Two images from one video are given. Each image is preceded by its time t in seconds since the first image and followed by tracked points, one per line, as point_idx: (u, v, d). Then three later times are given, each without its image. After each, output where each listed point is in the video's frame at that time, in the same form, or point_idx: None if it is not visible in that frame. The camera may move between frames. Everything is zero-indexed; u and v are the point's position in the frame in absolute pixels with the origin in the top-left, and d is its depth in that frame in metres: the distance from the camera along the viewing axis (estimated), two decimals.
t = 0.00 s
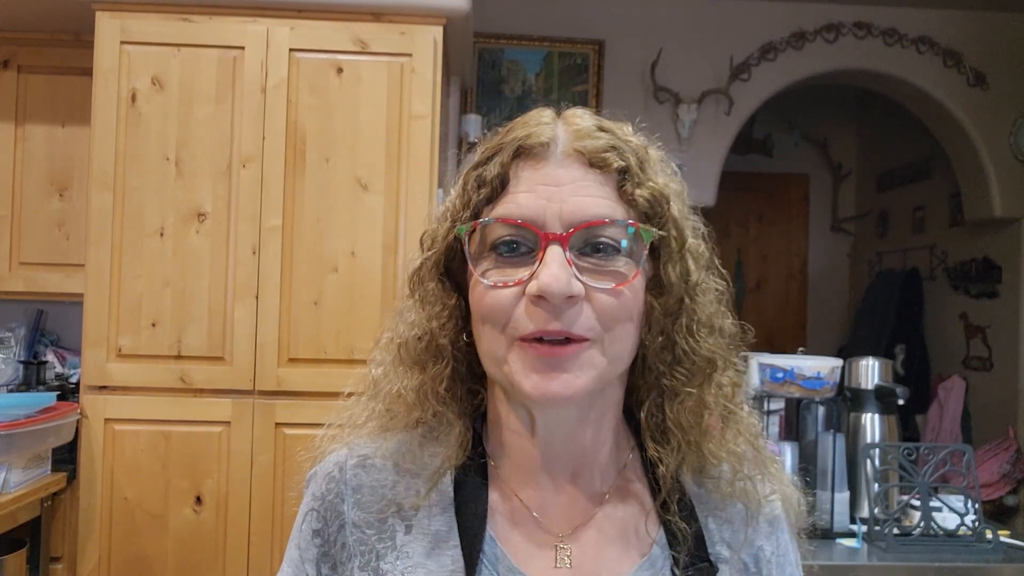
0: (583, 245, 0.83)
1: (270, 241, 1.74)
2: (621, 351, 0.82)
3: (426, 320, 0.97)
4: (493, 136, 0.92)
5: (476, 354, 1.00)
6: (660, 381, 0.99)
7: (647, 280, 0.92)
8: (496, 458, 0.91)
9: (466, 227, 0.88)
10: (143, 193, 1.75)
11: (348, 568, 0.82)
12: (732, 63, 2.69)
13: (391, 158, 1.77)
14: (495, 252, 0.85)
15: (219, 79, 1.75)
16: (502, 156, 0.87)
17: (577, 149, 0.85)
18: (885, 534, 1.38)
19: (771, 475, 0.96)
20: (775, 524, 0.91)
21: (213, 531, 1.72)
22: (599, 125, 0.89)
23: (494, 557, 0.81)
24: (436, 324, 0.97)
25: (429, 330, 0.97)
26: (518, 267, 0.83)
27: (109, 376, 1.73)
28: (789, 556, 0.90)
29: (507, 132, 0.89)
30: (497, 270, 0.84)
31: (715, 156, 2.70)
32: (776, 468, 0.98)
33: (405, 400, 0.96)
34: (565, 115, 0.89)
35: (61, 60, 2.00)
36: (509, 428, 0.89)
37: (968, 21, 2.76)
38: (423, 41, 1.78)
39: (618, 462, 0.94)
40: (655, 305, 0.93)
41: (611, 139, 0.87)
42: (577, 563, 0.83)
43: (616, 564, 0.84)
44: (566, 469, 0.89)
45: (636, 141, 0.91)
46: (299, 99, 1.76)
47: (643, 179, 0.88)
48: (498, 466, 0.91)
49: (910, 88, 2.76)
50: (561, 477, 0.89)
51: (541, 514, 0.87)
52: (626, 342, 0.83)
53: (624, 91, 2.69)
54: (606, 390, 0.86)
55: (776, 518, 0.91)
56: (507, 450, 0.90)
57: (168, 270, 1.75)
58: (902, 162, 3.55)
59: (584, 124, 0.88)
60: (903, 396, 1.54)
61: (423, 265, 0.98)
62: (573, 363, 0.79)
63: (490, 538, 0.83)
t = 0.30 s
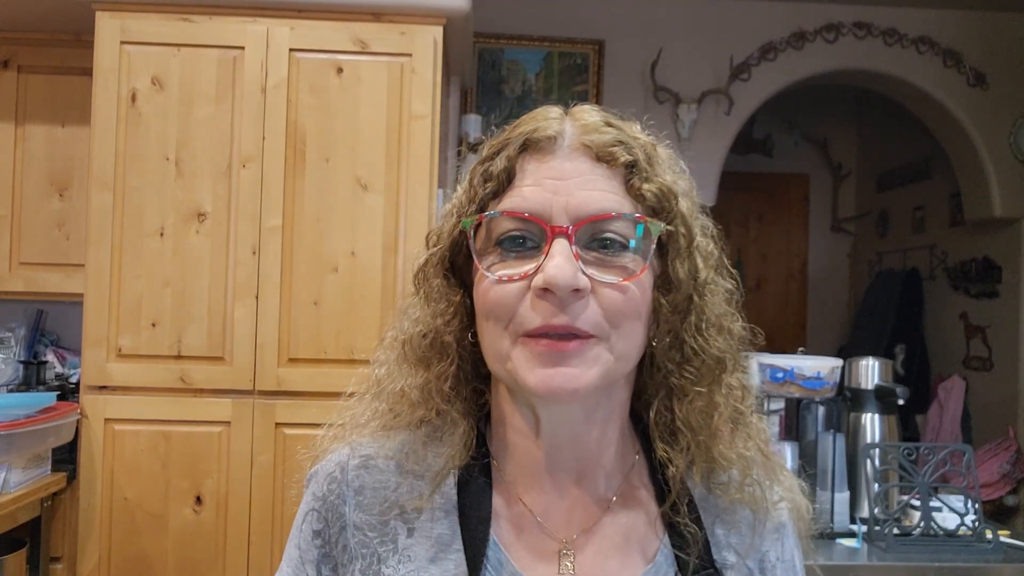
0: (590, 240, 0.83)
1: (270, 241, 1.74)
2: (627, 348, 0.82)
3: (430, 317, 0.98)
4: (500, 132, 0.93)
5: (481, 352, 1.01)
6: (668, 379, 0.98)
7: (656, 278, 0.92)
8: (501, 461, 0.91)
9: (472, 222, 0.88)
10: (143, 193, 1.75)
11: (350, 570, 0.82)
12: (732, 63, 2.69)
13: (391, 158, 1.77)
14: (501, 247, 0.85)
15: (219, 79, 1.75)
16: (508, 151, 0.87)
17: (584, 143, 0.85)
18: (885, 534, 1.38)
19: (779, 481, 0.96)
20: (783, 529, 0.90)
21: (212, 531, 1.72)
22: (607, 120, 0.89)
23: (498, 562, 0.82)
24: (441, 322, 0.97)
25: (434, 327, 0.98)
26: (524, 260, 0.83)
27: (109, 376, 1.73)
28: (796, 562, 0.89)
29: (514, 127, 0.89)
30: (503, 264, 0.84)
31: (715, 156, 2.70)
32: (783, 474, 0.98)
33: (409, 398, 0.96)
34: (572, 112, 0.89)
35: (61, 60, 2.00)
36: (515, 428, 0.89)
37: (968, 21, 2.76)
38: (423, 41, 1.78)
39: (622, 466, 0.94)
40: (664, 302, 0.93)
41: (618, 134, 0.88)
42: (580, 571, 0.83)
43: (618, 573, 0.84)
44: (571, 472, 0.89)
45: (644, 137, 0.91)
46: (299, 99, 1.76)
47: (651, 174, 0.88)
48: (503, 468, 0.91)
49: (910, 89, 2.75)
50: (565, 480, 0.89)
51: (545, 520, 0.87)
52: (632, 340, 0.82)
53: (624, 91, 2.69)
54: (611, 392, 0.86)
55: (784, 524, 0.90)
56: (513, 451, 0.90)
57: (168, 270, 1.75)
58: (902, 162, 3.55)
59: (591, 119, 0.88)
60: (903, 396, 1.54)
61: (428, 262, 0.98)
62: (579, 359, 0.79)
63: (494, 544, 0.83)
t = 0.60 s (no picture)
0: (593, 242, 0.83)
1: (270, 241, 1.74)
2: (630, 351, 0.82)
3: (432, 318, 0.98)
4: (502, 132, 0.93)
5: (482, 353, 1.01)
6: (671, 382, 0.98)
7: (659, 279, 0.92)
8: (503, 463, 0.91)
9: (473, 223, 0.88)
10: (143, 194, 1.75)
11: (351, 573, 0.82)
12: (732, 62, 2.69)
13: (391, 158, 1.77)
14: (503, 249, 0.85)
15: (219, 79, 1.75)
16: (510, 152, 0.87)
17: (589, 145, 0.85)
18: (885, 534, 1.38)
19: (782, 481, 0.96)
20: (785, 530, 0.90)
21: (212, 531, 1.72)
22: (611, 121, 0.89)
23: (499, 562, 0.82)
24: (443, 323, 0.97)
25: (436, 328, 0.97)
26: (527, 263, 0.83)
27: (109, 376, 1.73)
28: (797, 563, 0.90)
29: (517, 127, 0.89)
30: (505, 266, 0.84)
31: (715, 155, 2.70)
32: (786, 474, 0.98)
33: (410, 400, 0.96)
34: (576, 112, 0.89)
35: (61, 60, 2.00)
36: (517, 430, 0.89)
37: (967, 21, 2.76)
38: (423, 41, 1.78)
39: (624, 468, 0.93)
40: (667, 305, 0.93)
41: (622, 135, 0.87)
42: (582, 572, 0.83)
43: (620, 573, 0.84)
44: (574, 474, 0.89)
45: (649, 138, 0.91)
46: (298, 99, 1.76)
47: (655, 175, 0.88)
48: (504, 470, 0.90)
49: (910, 89, 2.75)
50: (567, 481, 0.88)
51: (547, 521, 0.87)
52: (635, 342, 0.82)
53: (624, 91, 2.69)
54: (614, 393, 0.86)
55: (787, 526, 0.90)
56: (515, 453, 0.90)
57: (168, 270, 1.75)
58: (902, 162, 3.55)
59: (595, 119, 0.88)
60: (903, 396, 1.54)
61: (429, 263, 0.98)
62: (582, 362, 0.79)
63: (495, 545, 0.83)
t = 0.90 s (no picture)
0: (589, 238, 0.83)
1: (270, 241, 1.74)
2: (629, 348, 0.82)
3: (431, 319, 0.98)
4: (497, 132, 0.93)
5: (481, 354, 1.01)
6: (671, 377, 0.98)
7: (656, 275, 0.92)
8: (504, 464, 0.91)
9: (470, 224, 0.89)
10: (143, 194, 1.75)
11: None
12: (733, 62, 2.69)
13: (391, 159, 1.77)
14: (500, 246, 0.85)
15: (219, 79, 1.75)
16: (504, 151, 0.87)
17: (582, 142, 0.85)
18: (885, 534, 1.38)
19: (785, 477, 0.96)
20: (791, 532, 0.91)
21: (213, 531, 1.72)
22: (605, 119, 0.89)
23: (502, 565, 0.82)
24: (442, 324, 0.97)
25: (435, 329, 0.97)
26: (524, 260, 0.83)
27: (108, 376, 1.73)
28: (803, 564, 0.90)
29: (511, 127, 0.90)
30: (502, 265, 0.84)
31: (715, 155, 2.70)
32: (789, 470, 0.98)
33: (410, 402, 0.96)
34: (570, 110, 0.90)
35: (61, 60, 2.00)
36: (517, 430, 0.89)
37: (968, 21, 2.76)
38: (424, 41, 1.78)
39: (626, 467, 0.93)
40: (664, 300, 0.93)
41: (616, 132, 0.88)
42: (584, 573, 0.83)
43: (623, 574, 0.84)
44: (574, 475, 0.89)
45: (642, 135, 0.91)
46: (298, 99, 1.76)
47: (650, 171, 0.88)
48: (506, 471, 0.90)
49: (910, 89, 2.75)
50: (568, 481, 0.88)
51: (549, 523, 0.87)
52: (634, 338, 0.82)
53: (625, 91, 2.69)
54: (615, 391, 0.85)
55: (790, 525, 0.91)
56: (516, 454, 0.89)
57: (168, 270, 1.75)
58: (902, 162, 3.55)
59: (588, 117, 0.88)
60: (903, 396, 1.54)
61: (428, 265, 0.98)
62: (582, 358, 0.78)
63: (497, 548, 0.83)
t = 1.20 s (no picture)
0: (592, 252, 0.83)
1: (270, 241, 1.74)
2: (630, 363, 0.82)
3: (436, 323, 0.98)
4: (503, 138, 0.93)
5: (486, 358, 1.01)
6: (672, 390, 0.98)
7: (658, 287, 0.92)
8: (506, 462, 0.91)
9: (473, 232, 0.89)
10: (143, 193, 1.75)
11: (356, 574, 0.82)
12: (733, 62, 2.69)
13: (391, 159, 1.77)
14: (505, 256, 0.85)
15: (219, 79, 1.75)
16: (508, 160, 0.87)
17: (588, 154, 0.84)
18: (885, 534, 1.38)
19: (785, 481, 0.96)
20: (789, 535, 0.91)
21: (213, 530, 1.72)
22: (612, 128, 0.89)
23: (502, 562, 0.82)
24: (447, 328, 0.97)
25: (440, 332, 0.97)
26: (527, 273, 0.83)
27: (108, 376, 1.73)
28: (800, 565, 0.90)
29: (516, 135, 0.89)
30: (506, 276, 0.84)
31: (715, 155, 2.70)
32: (789, 473, 0.98)
33: (415, 404, 0.96)
34: (576, 118, 0.89)
35: (61, 60, 2.00)
36: (519, 433, 0.89)
37: (968, 21, 2.76)
38: (424, 41, 1.78)
39: (628, 468, 0.93)
40: (666, 311, 0.93)
41: (623, 142, 0.87)
42: (584, 568, 0.83)
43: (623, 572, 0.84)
44: (575, 476, 0.88)
45: (650, 144, 0.90)
46: (299, 99, 1.76)
47: (656, 183, 0.88)
48: (507, 470, 0.91)
49: (910, 89, 2.75)
50: (569, 482, 0.88)
51: (550, 520, 0.87)
52: (634, 353, 0.82)
53: (625, 91, 2.69)
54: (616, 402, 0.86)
55: (789, 528, 0.91)
56: (517, 453, 0.90)
57: (168, 270, 1.75)
58: (902, 162, 3.55)
59: (595, 127, 0.88)
60: (903, 396, 1.54)
61: (433, 270, 0.98)
62: (581, 373, 0.79)
63: (497, 543, 0.83)
